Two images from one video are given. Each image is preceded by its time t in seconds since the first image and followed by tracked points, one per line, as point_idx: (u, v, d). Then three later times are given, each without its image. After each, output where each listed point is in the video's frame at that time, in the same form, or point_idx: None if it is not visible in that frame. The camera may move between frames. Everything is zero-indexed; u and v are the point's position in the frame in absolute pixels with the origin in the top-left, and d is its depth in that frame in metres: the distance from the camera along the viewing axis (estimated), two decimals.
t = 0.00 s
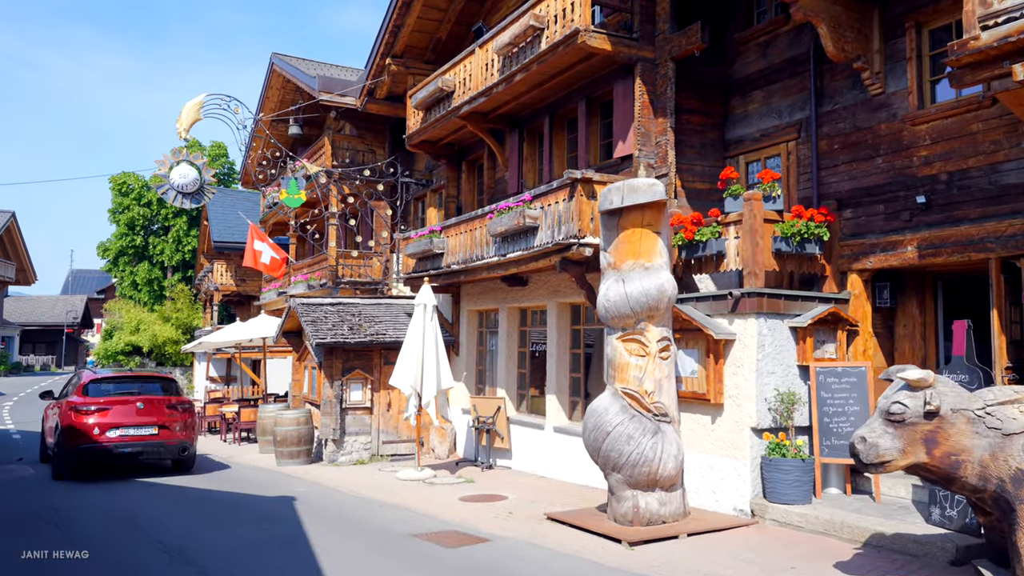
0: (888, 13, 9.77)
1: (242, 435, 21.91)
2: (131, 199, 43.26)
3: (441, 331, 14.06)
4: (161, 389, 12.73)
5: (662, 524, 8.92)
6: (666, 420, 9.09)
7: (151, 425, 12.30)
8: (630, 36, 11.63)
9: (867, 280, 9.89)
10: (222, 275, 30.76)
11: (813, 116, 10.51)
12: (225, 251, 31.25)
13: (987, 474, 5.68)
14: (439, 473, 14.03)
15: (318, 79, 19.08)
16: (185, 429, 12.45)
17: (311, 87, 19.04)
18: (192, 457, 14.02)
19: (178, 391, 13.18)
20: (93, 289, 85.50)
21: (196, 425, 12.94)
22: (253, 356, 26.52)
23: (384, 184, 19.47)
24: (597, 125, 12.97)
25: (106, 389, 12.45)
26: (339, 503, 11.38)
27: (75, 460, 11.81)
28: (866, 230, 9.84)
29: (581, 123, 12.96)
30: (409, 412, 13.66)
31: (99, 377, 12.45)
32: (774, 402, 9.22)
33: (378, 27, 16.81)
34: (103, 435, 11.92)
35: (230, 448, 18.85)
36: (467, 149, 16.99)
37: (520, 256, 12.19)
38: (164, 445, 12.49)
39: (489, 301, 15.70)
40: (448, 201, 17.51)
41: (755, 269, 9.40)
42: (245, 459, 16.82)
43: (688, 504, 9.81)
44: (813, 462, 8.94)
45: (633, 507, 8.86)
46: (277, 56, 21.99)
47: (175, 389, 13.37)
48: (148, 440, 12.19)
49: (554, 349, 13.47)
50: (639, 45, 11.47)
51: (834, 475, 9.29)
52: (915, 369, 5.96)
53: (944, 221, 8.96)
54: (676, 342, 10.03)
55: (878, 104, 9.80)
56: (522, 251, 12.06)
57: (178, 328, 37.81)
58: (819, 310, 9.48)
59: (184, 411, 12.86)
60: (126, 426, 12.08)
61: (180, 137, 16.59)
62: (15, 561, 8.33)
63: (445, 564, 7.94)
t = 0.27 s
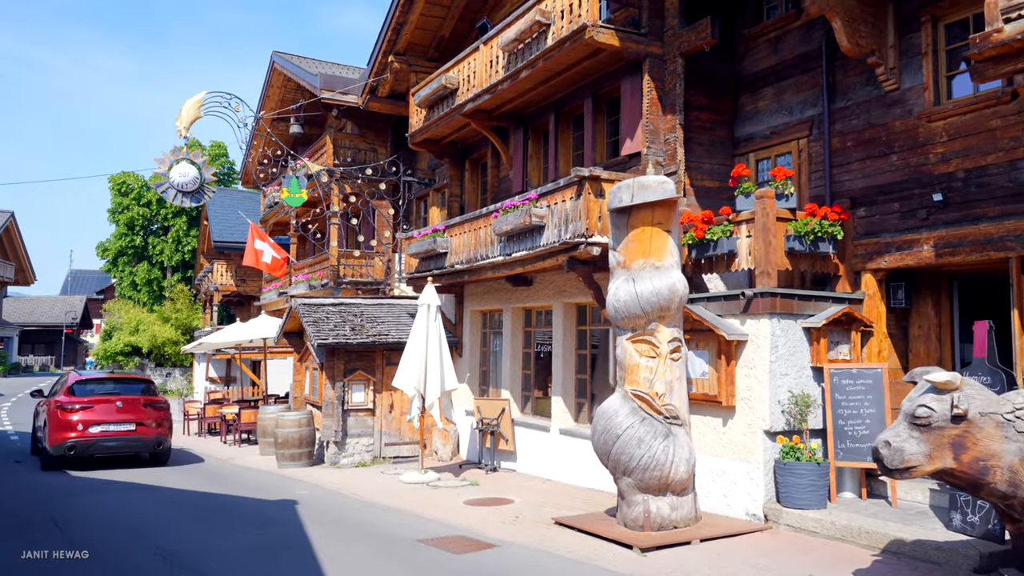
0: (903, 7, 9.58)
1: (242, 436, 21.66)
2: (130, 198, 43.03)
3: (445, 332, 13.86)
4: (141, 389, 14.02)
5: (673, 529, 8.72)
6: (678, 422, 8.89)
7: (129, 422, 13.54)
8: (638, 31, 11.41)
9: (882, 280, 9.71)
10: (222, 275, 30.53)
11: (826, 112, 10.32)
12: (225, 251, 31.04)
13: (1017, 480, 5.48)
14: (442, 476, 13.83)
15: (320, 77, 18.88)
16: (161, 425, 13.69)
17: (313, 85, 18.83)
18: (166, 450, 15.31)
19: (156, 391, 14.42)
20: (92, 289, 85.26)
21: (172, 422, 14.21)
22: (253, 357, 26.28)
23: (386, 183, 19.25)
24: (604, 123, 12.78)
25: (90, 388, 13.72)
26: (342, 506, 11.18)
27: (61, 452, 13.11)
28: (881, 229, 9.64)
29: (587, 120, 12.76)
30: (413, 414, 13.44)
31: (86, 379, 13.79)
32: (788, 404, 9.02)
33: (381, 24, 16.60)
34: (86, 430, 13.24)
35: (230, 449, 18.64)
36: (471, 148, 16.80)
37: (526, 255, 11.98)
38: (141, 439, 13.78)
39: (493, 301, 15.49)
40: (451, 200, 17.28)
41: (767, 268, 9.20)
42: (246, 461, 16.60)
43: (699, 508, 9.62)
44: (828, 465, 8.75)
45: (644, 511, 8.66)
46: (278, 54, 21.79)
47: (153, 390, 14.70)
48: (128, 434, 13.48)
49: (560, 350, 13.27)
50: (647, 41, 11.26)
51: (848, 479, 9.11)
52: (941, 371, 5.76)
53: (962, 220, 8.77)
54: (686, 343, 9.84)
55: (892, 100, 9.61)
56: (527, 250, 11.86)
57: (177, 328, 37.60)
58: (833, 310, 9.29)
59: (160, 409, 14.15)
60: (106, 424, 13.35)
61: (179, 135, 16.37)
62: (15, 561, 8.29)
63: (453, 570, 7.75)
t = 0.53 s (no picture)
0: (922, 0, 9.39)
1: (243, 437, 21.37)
2: (130, 198, 42.82)
3: (451, 332, 13.65)
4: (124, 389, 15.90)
5: (689, 533, 8.53)
6: (693, 424, 8.70)
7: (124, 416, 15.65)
8: (649, 26, 11.20)
9: (899, 278, 9.52)
10: (223, 274, 30.36)
11: (841, 108, 10.13)
12: (226, 250, 30.84)
13: None
14: (448, 478, 13.63)
15: (323, 74, 18.68)
16: (137, 418, 15.78)
17: (316, 82, 18.62)
18: (148, 442, 16.97)
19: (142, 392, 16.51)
20: (92, 289, 85.02)
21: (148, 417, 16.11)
22: (254, 357, 26.03)
23: (390, 182, 19.05)
24: (613, 119, 12.59)
25: (85, 388, 15.87)
26: (347, 509, 10.99)
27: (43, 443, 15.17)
28: (898, 227, 9.45)
29: (596, 117, 12.57)
30: (418, 415, 13.24)
31: (103, 377, 16.25)
32: (805, 405, 8.84)
33: (385, 20, 16.37)
34: (72, 423, 15.29)
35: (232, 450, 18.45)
36: (476, 146, 16.60)
37: (534, 253, 11.79)
38: (122, 432, 15.76)
39: (500, 300, 15.29)
40: (456, 199, 17.06)
41: (784, 267, 9.01)
42: (249, 462, 16.41)
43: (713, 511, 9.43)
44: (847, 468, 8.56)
45: (659, 515, 8.47)
46: (280, 51, 21.59)
47: (136, 390, 16.54)
48: (112, 426, 15.61)
49: (568, 350, 13.07)
50: (659, 36, 11.04)
51: (867, 482, 8.92)
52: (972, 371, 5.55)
53: (983, 217, 8.59)
54: (699, 343, 9.66)
55: (911, 95, 9.42)
56: (536, 249, 11.66)
57: (177, 328, 37.41)
58: (851, 310, 9.10)
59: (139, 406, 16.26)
60: (96, 417, 15.51)
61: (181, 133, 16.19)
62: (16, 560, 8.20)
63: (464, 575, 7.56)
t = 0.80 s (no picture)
0: None
1: (246, 443, 21.07)
2: (132, 202, 42.63)
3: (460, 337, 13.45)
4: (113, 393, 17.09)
5: (708, 544, 8.32)
6: (712, 432, 8.49)
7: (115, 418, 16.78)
8: (663, 26, 11.04)
9: (921, 283, 9.33)
10: (225, 279, 30.18)
11: (860, 110, 9.95)
12: (229, 255, 30.64)
13: None
14: (456, 485, 13.42)
15: (329, 77, 18.53)
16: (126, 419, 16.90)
17: (322, 85, 18.47)
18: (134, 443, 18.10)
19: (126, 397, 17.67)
20: (92, 294, 84.82)
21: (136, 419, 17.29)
22: (256, 363, 25.80)
23: (396, 185, 18.86)
24: (625, 122, 12.42)
25: (76, 392, 16.96)
26: (355, 518, 10.78)
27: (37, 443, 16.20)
28: (920, 230, 9.26)
29: (607, 119, 12.40)
30: (426, 421, 13.08)
31: (92, 383, 17.33)
32: (827, 413, 8.65)
33: (392, 22, 16.22)
34: (64, 424, 16.46)
35: (235, 457, 18.23)
36: (484, 149, 16.43)
37: (546, 258, 11.60)
38: (111, 432, 16.87)
39: (508, 305, 15.09)
40: (462, 202, 16.84)
41: (804, 271, 8.82)
42: (252, 469, 16.19)
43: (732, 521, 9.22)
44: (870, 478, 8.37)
45: (677, 526, 8.26)
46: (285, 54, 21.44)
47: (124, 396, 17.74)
48: (99, 428, 16.65)
49: (578, 356, 12.86)
50: (673, 36, 10.87)
51: (889, 492, 8.73)
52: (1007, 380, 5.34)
53: (1009, 221, 8.39)
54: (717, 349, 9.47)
55: (933, 96, 9.23)
56: (547, 253, 11.48)
57: (178, 333, 37.21)
58: (873, 316, 8.91)
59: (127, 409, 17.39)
60: (89, 419, 16.61)
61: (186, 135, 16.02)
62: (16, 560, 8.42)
63: None
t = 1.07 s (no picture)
0: None
1: (246, 449, 20.86)
2: (130, 206, 42.35)
3: (466, 342, 13.28)
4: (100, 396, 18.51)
5: (724, 553, 8.12)
6: (728, 438, 8.30)
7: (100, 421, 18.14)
8: (674, 26, 10.90)
9: (938, 287, 9.18)
10: (225, 283, 30.00)
11: (876, 111, 9.81)
12: (228, 259, 30.45)
13: None
14: (461, 492, 13.22)
15: (332, 79, 18.40)
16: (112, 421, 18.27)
17: (325, 87, 18.33)
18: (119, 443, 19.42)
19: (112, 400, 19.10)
20: (88, 299, 84.48)
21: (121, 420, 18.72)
22: (256, 368, 25.59)
23: (399, 188, 18.70)
24: (634, 124, 12.27)
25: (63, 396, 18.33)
26: (361, 525, 10.59)
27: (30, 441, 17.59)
28: (938, 233, 9.11)
29: (617, 121, 12.26)
30: (431, 426, 12.90)
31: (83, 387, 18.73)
32: (845, 419, 8.47)
33: (397, 23, 16.09)
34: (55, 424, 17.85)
35: (236, 463, 18.02)
36: (488, 152, 16.29)
37: (555, 261, 11.42)
38: (97, 433, 18.25)
39: (513, 310, 14.91)
40: (467, 205, 16.67)
41: (821, 274, 8.66)
42: (254, 476, 15.97)
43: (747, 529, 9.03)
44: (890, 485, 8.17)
45: (693, 534, 8.07)
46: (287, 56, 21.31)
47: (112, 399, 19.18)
48: (87, 428, 18.03)
49: (586, 361, 12.68)
50: (685, 36, 10.74)
51: (908, 499, 8.53)
52: None
53: None
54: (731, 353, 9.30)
55: (951, 97, 9.10)
56: (556, 256, 11.31)
57: (177, 338, 36.98)
58: (891, 319, 8.74)
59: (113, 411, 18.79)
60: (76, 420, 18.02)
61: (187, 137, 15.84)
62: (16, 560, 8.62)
63: None
